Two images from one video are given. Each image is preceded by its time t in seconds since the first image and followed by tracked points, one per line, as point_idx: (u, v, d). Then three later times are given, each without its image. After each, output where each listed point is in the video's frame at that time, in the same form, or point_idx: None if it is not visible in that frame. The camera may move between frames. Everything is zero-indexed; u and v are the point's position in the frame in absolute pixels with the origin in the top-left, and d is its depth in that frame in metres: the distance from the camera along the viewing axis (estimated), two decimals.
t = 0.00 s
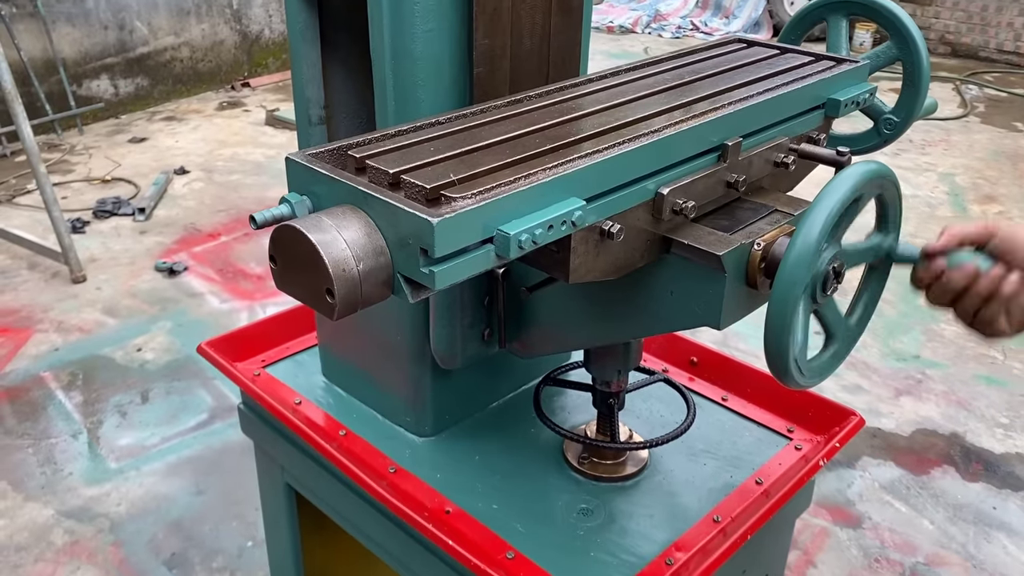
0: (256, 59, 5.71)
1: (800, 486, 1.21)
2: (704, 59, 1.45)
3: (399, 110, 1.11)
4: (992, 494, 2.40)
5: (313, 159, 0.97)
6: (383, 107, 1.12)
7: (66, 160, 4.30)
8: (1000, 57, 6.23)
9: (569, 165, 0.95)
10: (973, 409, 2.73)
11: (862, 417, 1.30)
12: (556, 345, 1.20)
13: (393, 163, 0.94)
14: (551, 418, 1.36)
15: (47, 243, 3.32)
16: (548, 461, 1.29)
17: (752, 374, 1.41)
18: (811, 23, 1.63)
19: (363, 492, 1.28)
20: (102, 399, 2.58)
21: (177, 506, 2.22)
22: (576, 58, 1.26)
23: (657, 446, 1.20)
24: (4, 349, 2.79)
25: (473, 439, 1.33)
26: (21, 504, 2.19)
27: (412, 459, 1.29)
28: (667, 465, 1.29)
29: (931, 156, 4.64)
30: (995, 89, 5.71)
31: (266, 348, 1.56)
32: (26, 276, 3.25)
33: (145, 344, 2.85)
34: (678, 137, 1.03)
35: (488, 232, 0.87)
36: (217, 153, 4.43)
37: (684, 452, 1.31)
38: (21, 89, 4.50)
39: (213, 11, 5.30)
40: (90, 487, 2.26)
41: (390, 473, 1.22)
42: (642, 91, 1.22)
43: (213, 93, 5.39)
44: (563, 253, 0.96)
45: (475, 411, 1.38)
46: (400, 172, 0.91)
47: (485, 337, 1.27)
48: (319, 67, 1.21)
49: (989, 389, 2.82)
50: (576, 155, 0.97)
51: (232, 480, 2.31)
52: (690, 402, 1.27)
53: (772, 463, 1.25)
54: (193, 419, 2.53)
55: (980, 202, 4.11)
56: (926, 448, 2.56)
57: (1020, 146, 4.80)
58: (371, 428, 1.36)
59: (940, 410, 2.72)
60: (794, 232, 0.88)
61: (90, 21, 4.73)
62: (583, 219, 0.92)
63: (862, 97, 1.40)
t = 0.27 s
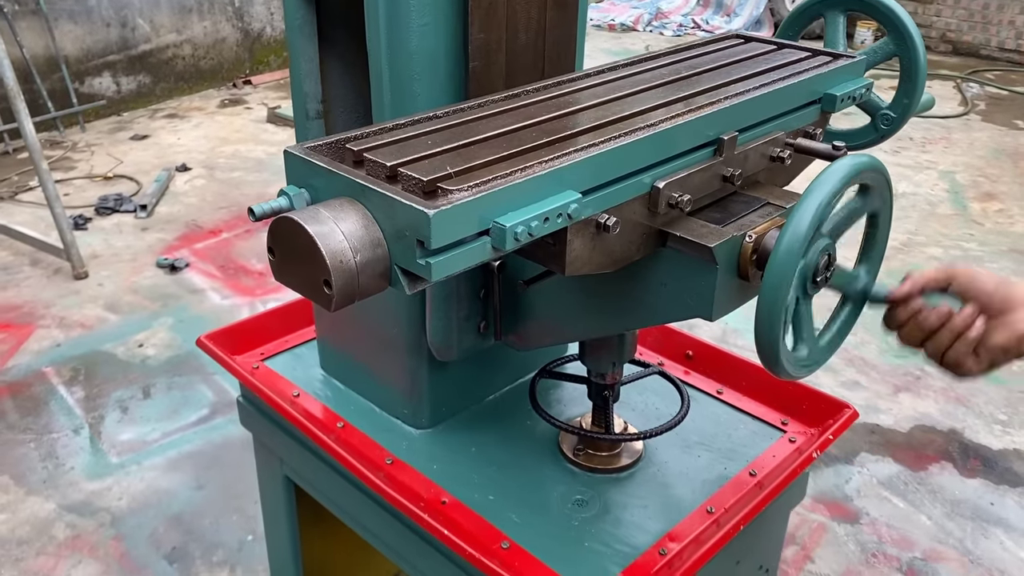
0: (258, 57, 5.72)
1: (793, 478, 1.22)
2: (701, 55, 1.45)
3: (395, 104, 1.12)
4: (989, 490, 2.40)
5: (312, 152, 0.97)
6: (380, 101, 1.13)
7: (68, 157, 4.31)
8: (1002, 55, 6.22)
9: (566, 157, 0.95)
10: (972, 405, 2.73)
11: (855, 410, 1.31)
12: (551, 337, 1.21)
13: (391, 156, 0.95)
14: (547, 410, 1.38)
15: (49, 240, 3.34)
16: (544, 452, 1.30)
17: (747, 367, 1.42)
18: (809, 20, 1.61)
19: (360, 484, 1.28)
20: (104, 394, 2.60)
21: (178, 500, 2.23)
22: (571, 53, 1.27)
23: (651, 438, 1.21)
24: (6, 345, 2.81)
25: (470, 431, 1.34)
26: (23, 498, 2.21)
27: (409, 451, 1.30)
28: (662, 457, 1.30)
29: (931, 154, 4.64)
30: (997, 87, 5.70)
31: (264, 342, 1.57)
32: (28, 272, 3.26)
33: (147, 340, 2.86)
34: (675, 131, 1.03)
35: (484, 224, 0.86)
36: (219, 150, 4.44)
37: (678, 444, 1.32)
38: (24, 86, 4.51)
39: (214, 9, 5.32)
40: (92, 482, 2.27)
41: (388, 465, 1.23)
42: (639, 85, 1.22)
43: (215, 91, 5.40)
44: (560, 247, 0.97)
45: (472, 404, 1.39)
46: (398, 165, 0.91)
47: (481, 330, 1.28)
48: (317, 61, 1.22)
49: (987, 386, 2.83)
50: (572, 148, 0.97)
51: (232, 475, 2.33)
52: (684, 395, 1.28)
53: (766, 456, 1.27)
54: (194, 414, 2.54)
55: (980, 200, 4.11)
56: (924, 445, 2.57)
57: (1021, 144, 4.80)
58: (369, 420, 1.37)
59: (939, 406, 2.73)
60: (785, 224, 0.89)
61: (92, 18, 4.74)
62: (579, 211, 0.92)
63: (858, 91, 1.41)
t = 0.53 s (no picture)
0: (261, 56, 5.73)
1: (788, 472, 1.23)
2: (701, 52, 1.45)
3: (393, 101, 1.13)
4: (988, 487, 2.41)
5: (313, 147, 0.97)
6: (378, 98, 1.14)
7: (71, 156, 4.33)
8: (1004, 54, 6.22)
9: (565, 153, 0.95)
10: (972, 403, 2.74)
11: (851, 404, 1.32)
12: (549, 332, 1.22)
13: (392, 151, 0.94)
14: (545, 405, 1.39)
15: (52, 238, 3.35)
16: (542, 445, 1.31)
17: (744, 363, 1.42)
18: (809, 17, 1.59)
19: (359, 478, 1.29)
20: (106, 391, 2.61)
21: (180, 496, 2.24)
22: (568, 50, 1.28)
23: (647, 432, 1.22)
24: (10, 341, 2.82)
25: (469, 425, 1.35)
26: (25, 493, 2.22)
27: (407, 444, 1.31)
28: (658, 451, 1.31)
29: (932, 153, 4.64)
30: (999, 86, 5.70)
31: (264, 337, 1.58)
32: (31, 270, 3.28)
33: (149, 337, 2.87)
34: (673, 127, 1.04)
35: (483, 218, 0.86)
36: (221, 149, 4.45)
37: (675, 438, 1.33)
38: (27, 84, 4.53)
39: (217, 8, 5.33)
40: (94, 478, 2.29)
41: (386, 458, 1.24)
42: (639, 82, 1.22)
43: (218, 89, 5.41)
44: (558, 241, 0.96)
45: (471, 398, 1.41)
46: (399, 160, 0.91)
47: (479, 324, 1.29)
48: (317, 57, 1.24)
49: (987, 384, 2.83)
50: (571, 144, 0.97)
51: (234, 471, 2.34)
52: (681, 389, 1.29)
53: (762, 450, 1.27)
54: (196, 411, 2.56)
55: (981, 199, 4.11)
56: (924, 442, 2.57)
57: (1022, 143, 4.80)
58: (368, 414, 1.38)
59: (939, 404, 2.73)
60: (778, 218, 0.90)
61: (95, 17, 4.76)
62: (577, 207, 0.92)
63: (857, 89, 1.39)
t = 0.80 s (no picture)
0: (264, 57, 5.75)
1: (785, 469, 1.24)
2: (701, 52, 1.45)
3: (393, 101, 1.14)
4: (988, 487, 2.41)
5: (314, 147, 0.97)
6: (378, 98, 1.15)
7: (75, 156, 4.34)
8: (1007, 56, 6.21)
9: (565, 152, 0.95)
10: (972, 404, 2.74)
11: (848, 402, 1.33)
12: (547, 329, 1.23)
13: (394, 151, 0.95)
14: (544, 402, 1.40)
15: (56, 238, 3.37)
16: (540, 442, 1.32)
17: (742, 361, 1.43)
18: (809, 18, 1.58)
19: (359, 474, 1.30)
20: (109, 390, 2.63)
21: (182, 495, 2.25)
22: (566, 50, 1.29)
23: (644, 428, 1.23)
24: (14, 340, 2.84)
25: (468, 423, 1.36)
26: (29, 491, 2.24)
27: (407, 441, 1.32)
28: (656, 448, 1.32)
29: (934, 154, 4.64)
30: (1001, 87, 5.70)
31: (265, 335, 1.59)
32: (35, 270, 3.29)
33: (152, 337, 2.89)
34: (672, 128, 1.04)
35: (482, 217, 0.86)
36: (225, 149, 4.47)
37: (672, 436, 1.34)
38: (32, 85, 4.55)
39: (221, 8, 5.35)
40: (97, 476, 2.30)
41: (386, 455, 1.25)
42: (639, 83, 1.23)
43: (222, 90, 5.43)
44: (558, 240, 0.97)
45: (471, 395, 1.42)
46: (399, 159, 0.91)
47: (478, 322, 1.30)
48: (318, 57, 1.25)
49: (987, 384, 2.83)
50: (571, 144, 0.97)
51: (236, 470, 2.35)
52: (678, 387, 1.30)
53: (759, 447, 1.28)
54: (198, 410, 2.57)
55: (983, 200, 4.11)
56: (924, 443, 2.57)
57: None
58: (368, 412, 1.39)
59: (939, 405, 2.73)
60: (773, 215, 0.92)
61: (100, 18, 4.78)
62: (576, 206, 0.92)
63: (856, 90, 1.37)
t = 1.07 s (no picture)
0: (268, 60, 5.77)
1: (781, 471, 1.24)
2: (701, 58, 1.45)
3: (394, 107, 1.16)
4: (989, 491, 2.41)
5: (316, 153, 0.97)
6: (378, 103, 1.17)
7: (80, 158, 4.37)
8: (1010, 59, 6.19)
9: (564, 158, 0.96)
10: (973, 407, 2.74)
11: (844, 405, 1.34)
12: (545, 332, 1.23)
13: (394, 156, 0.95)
14: (542, 405, 1.41)
15: (61, 240, 3.39)
16: (539, 444, 1.33)
17: (739, 364, 1.44)
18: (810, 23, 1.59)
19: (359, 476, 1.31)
20: (113, 391, 2.64)
21: (185, 496, 2.27)
22: (565, 55, 1.30)
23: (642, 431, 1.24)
24: (18, 342, 2.86)
25: (467, 425, 1.37)
26: (33, 492, 2.25)
27: (406, 443, 1.33)
28: (653, 450, 1.33)
29: (937, 158, 4.63)
30: (1005, 91, 5.69)
31: (266, 337, 1.60)
32: (40, 271, 3.31)
33: (156, 339, 2.90)
34: (671, 134, 1.04)
35: (481, 222, 0.87)
36: (229, 152, 4.49)
37: (670, 438, 1.35)
38: (37, 88, 4.58)
39: (225, 12, 5.38)
40: (100, 477, 2.32)
41: (385, 456, 1.26)
42: (639, 89, 1.23)
43: (226, 93, 5.45)
44: (557, 245, 0.97)
45: (470, 397, 1.43)
46: (400, 165, 0.91)
47: (477, 324, 1.31)
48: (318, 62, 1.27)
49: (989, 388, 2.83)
50: (570, 150, 0.98)
51: (238, 471, 2.36)
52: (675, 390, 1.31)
53: (756, 449, 1.29)
54: (201, 411, 2.58)
55: (985, 203, 4.10)
56: (925, 446, 2.57)
57: None
58: (368, 414, 1.40)
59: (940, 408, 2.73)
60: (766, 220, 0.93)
61: (105, 22, 4.80)
62: (575, 211, 0.93)
63: (856, 96, 1.36)
